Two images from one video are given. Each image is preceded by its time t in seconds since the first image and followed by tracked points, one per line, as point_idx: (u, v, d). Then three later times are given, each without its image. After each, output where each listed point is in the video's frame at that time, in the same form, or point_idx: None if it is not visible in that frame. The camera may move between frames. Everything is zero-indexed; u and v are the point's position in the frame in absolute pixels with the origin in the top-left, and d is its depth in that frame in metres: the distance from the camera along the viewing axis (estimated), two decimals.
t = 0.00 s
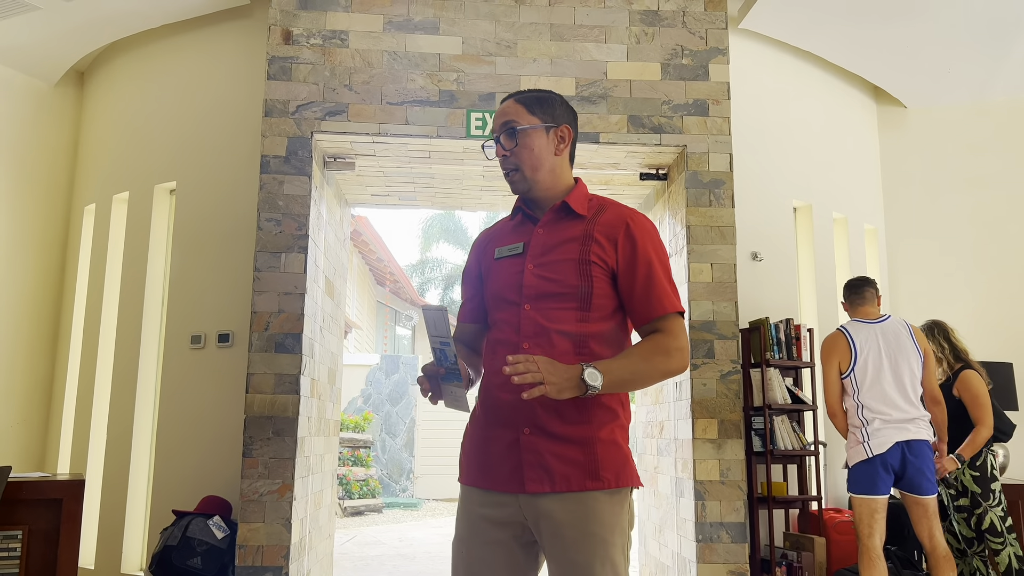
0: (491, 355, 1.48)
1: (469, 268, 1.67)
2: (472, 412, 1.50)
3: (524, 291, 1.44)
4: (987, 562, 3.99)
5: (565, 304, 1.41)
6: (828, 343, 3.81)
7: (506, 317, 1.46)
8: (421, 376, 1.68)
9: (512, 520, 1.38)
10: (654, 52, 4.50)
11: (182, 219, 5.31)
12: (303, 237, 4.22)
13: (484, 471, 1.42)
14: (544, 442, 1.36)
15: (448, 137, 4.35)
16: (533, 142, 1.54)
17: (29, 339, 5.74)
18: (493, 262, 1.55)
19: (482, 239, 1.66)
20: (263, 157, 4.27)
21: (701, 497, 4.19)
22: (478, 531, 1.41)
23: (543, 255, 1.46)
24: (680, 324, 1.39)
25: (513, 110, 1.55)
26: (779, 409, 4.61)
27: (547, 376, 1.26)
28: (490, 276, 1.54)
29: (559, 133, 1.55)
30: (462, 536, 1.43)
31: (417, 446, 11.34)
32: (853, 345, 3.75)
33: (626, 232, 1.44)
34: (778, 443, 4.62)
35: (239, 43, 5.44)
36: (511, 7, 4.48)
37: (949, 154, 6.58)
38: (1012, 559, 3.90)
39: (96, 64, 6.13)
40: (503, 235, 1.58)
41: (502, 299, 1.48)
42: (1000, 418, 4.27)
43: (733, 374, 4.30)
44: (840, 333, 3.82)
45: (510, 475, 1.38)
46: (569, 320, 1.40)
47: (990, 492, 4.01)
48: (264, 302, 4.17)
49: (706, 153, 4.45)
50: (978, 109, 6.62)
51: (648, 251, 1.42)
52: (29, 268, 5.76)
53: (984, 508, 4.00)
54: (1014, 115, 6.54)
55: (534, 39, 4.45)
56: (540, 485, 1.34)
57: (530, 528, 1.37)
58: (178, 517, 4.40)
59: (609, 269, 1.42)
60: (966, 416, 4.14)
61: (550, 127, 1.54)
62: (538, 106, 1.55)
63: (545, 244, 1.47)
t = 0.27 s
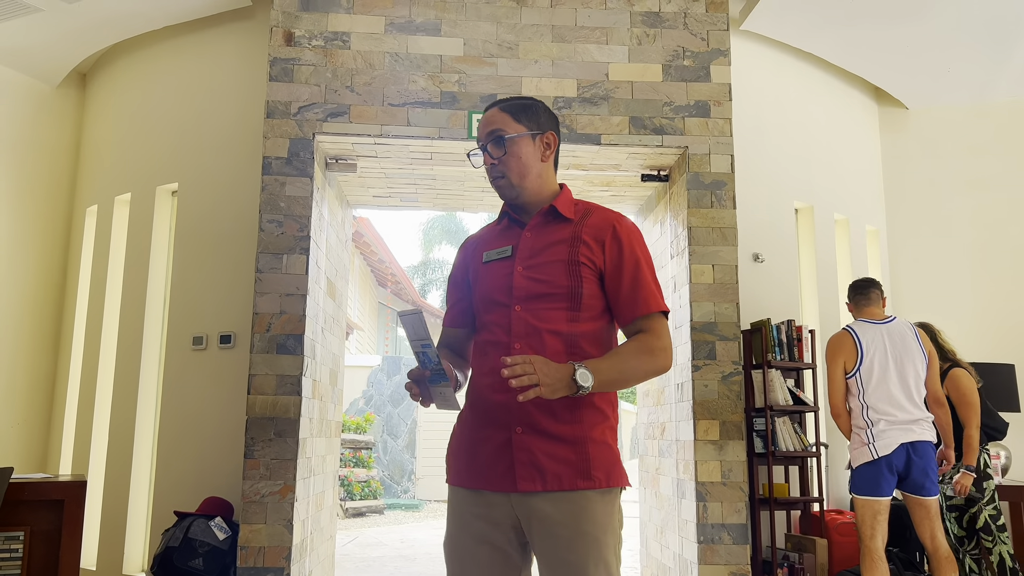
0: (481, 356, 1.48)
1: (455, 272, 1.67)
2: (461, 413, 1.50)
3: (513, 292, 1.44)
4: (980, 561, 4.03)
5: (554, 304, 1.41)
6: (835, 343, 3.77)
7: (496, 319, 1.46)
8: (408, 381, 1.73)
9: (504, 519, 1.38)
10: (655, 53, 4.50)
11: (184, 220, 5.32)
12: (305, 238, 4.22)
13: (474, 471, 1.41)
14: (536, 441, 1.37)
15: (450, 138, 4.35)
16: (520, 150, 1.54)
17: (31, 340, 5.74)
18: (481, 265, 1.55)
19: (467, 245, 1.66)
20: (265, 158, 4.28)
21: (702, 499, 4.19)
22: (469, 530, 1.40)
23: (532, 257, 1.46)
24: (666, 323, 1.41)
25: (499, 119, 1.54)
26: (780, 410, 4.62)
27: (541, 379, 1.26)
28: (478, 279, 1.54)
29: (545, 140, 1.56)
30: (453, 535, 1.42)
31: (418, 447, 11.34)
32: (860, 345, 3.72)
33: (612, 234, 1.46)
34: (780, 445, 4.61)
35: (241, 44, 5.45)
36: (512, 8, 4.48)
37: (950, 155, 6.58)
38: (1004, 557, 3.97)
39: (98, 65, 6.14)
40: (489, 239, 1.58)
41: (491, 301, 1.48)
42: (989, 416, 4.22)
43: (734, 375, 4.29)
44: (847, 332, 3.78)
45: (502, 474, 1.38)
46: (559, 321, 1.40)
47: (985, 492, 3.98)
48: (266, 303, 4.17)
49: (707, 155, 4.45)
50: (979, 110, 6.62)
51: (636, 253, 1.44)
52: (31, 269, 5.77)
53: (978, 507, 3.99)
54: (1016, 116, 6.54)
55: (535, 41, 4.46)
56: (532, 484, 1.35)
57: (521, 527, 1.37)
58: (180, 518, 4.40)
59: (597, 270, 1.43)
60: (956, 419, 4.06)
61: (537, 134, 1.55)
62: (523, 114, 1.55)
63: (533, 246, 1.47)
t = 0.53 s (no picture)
0: (472, 360, 1.48)
1: (441, 277, 1.67)
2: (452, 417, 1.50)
3: (504, 297, 1.44)
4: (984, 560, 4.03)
5: (545, 308, 1.42)
6: (838, 341, 3.78)
7: (487, 324, 1.46)
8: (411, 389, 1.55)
9: (494, 518, 1.39)
10: (655, 53, 4.50)
11: (185, 220, 5.32)
12: (305, 238, 4.22)
13: (467, 473, 1.41)
14: (528, 442, 1.37)
15: (451, 138, 4.35)
16: (508, 155, 1.53)
17: (31, 340, 5.74)
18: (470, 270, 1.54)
19: (454, 251, 1.65)
20: (266, 159, 4.28)
21: (703, 499, 4.19)
22: (461, 529, 1.41)
23: (522, 261, 1.46)
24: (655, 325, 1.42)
25: (486, 124, 1.53)
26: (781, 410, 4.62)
27: (539, 390, 1.29)
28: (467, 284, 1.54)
29: (532, 146, 1.55)
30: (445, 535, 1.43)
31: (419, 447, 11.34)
32: (863, 344, 3.72)
33: (600, 238, 1.46)
34: (781, 445, 4.61)
35: (241, 45, 5.45)
36: (512, 8, 4.48)
37: (951, 155, 6.58)
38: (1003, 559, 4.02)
39: (98, 66, 6.14)
40: (476, 245, 1.58)
41: (481, 306, 1.48)
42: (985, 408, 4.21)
43: (735, 375, 4.29)
44: (850, 330, 3.78)
45: (495, 475, 1.38)
46: (551, 324, 1.41)
47: (988, 491, 4.02)
48: (266, 303, 4.17)
49: (708, 155, 4.45)
50: (980, 110, 6.62)
51: (624, 256, 1.45)
52: (32, 269, 5.77)
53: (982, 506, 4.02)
54: (1016, 115, 6.54)
55: (536, 41, 4.46)
56: (525, 485, 1.35)
57: (511, 525, 1.38)
58: (181, 518, 4.40)
59: (587, 274, 1.44)
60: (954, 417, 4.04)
61: (524, 140, 1.54)
62: (510, 119, 1.54)
63: (522, 251, 1.47)
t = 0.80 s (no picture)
0: (461, 359, 1.48)
1: (425, 276, 1.65)
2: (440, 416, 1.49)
3: (495, 298, 1.44)
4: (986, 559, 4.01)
5: (536, 309, 1.42)
6: (839, 338, 3.77)
7: (478, 324, 1.46)
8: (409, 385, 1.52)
9: (484, 517, 1.39)
10: (654, 52, 4.50)
11: (183, 219, 5.31)
12: (305, 238, 4.22)
13: (457, 472, 1.41)
14: (519, 442, 1.37)
15: (450, 137, 4.35)
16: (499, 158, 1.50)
17: (30, 340, 5.74)
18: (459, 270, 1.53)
19: (441, 250, 1.64)
20: (265, 158, 4.28)
21: (702, 497, 4.19)
22: (452, 528, 1.41)
23: (512, 262, 1.45)
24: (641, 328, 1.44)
25: (478, 127, 1.49)
26: (780, 408, 4.63)
27: (532, 392, 1.30)
28: (456, 285, 1.53)
29: (523, 148, 1.52)
30: (435, 534, 1.43)
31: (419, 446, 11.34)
32: (864, 341, 3.72)
33: (589, 241, 1.47)
34: (780, 443, 4.63)
35: (240, 44, 5.45)
36: (511, 7, 4.48)
37: (949, 154, 6.59)
38: (1003, 554, 4.08)
39: (97, 65, 6.14)
40: (464, 245, 1.57)
41: (471, 306, 1.47)
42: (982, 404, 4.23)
43: (734, 373, 4.30)
44: (852, 328, 3.77)
45: (486, 474, 1.38)
46: (541, 325, 1.41)
47: (989, 488, 4.05)
48: (266, 302, 4.17)
49: (707, 153, 4.45)
50: (978, 108, 6.63)
51: (612, 259, 1.46)
52: (30, 269, 5.77)
53: (982, 503, 4.04)
54: (1014, 113, 6.55)
55: (534, 40, 4.45)
56: (515, 484, 1.35)
57: (501, 523, 1.39)
58: (180, 517, 4.40)
59: (576, 276, 1.44)
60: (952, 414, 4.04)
61: (516, 143, 1.50)
62: (501, 123, 1.50)
63: (512, 252, 1.46)
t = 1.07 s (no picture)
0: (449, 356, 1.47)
1: (416, 272, 1.60)
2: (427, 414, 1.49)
3: (484, 295, 1.43)
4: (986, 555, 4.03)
5: (525, 307, 1.41)
6: (838, 334, 3.75)
7: (466, 321, 1.45)
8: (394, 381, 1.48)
9: (472, 515, 1.40)
10: (651, 49, 4.50)
11: (180, 217, 5.30)
12: (301, 235, 4.22)
13: (444, 468, 1.43)
14: (507, 439, 1.39)
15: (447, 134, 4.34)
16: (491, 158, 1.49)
17: (27, 338, 5.73)
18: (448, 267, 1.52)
19: (429, 247, 1.62)
20: (261, 155, 4.27)
21: (700, 494, 4.19)
22: (440, 525, 1.42)
23: (503, 260, 1.45)
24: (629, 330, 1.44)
25: (470, 126, 1.48)
26: (777, 405, 4.65)
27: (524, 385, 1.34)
28: (445, 282, 1.52)
29: (515, 148, 1.51)
30: (424, 532, 1.44)
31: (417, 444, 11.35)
32: (863, 337, 3.71)
33: (580, 240, 1.47)
34: (777, 440, 4.64)
35: (236, 42, 5.43)
36: (508, 4, 4.47)
37: (946, 151, 6.59)
38: (1003, 550, 4.06)
39: (92, 63, 6.13)
40: (452, 242, 1.55)
41: (459, 303, 1.46)
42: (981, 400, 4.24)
43: (731, 370, 4.30)
44: (851, 324, 3.76)
45: (474, 471, 1.40)
46: (531, 323, 1.41)
47: (990, 484, 4.07)
48: (263, 300, 4.16)
49: (704, 150, 4.45)
50: (975, 105, 6.63)
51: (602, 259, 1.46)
52: (27, 268, 5.76)
53: (982, 499, 4.05)
54: (1011, 110, 6.56)
55: (531, 37, 4.45)
56: (503, 480, 1.37)
57: (489, 520, 1.40)
58: (178, 516, 4.41)
59: (566, 275, 1.44)
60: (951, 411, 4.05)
61: (507, 143, 1.49)
62: (493, 123, 1.49)
63: (503, 250, 1.46)
